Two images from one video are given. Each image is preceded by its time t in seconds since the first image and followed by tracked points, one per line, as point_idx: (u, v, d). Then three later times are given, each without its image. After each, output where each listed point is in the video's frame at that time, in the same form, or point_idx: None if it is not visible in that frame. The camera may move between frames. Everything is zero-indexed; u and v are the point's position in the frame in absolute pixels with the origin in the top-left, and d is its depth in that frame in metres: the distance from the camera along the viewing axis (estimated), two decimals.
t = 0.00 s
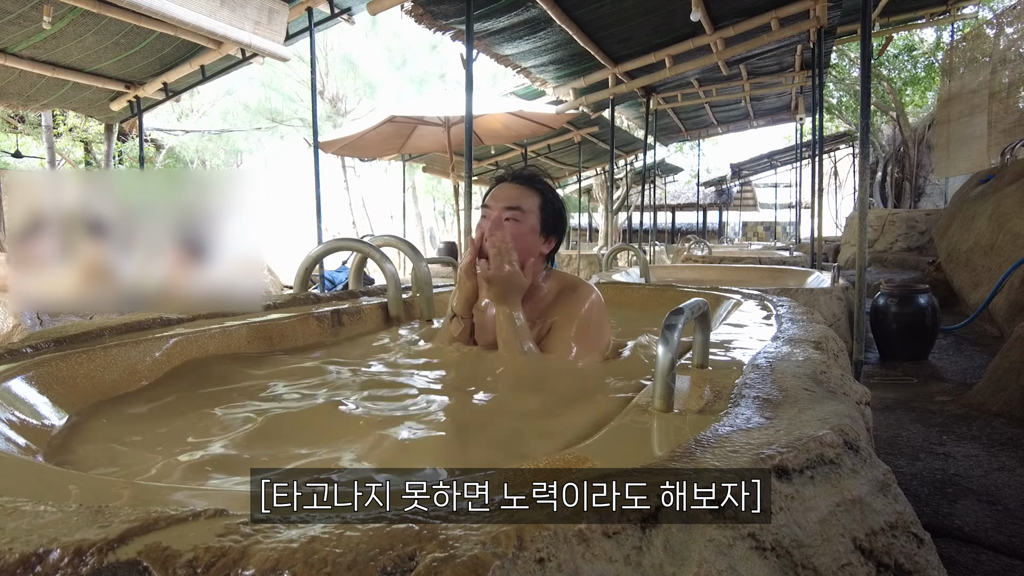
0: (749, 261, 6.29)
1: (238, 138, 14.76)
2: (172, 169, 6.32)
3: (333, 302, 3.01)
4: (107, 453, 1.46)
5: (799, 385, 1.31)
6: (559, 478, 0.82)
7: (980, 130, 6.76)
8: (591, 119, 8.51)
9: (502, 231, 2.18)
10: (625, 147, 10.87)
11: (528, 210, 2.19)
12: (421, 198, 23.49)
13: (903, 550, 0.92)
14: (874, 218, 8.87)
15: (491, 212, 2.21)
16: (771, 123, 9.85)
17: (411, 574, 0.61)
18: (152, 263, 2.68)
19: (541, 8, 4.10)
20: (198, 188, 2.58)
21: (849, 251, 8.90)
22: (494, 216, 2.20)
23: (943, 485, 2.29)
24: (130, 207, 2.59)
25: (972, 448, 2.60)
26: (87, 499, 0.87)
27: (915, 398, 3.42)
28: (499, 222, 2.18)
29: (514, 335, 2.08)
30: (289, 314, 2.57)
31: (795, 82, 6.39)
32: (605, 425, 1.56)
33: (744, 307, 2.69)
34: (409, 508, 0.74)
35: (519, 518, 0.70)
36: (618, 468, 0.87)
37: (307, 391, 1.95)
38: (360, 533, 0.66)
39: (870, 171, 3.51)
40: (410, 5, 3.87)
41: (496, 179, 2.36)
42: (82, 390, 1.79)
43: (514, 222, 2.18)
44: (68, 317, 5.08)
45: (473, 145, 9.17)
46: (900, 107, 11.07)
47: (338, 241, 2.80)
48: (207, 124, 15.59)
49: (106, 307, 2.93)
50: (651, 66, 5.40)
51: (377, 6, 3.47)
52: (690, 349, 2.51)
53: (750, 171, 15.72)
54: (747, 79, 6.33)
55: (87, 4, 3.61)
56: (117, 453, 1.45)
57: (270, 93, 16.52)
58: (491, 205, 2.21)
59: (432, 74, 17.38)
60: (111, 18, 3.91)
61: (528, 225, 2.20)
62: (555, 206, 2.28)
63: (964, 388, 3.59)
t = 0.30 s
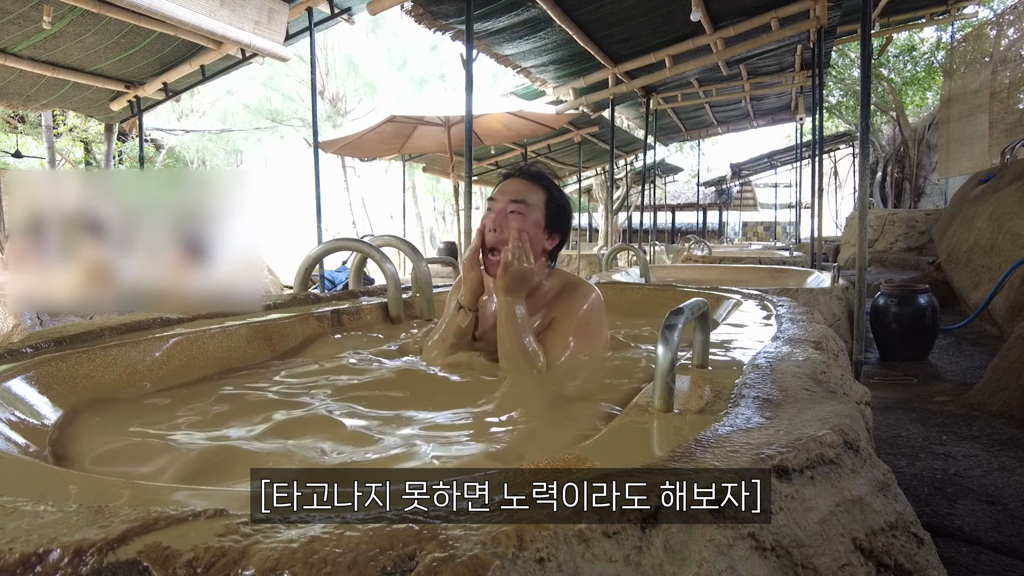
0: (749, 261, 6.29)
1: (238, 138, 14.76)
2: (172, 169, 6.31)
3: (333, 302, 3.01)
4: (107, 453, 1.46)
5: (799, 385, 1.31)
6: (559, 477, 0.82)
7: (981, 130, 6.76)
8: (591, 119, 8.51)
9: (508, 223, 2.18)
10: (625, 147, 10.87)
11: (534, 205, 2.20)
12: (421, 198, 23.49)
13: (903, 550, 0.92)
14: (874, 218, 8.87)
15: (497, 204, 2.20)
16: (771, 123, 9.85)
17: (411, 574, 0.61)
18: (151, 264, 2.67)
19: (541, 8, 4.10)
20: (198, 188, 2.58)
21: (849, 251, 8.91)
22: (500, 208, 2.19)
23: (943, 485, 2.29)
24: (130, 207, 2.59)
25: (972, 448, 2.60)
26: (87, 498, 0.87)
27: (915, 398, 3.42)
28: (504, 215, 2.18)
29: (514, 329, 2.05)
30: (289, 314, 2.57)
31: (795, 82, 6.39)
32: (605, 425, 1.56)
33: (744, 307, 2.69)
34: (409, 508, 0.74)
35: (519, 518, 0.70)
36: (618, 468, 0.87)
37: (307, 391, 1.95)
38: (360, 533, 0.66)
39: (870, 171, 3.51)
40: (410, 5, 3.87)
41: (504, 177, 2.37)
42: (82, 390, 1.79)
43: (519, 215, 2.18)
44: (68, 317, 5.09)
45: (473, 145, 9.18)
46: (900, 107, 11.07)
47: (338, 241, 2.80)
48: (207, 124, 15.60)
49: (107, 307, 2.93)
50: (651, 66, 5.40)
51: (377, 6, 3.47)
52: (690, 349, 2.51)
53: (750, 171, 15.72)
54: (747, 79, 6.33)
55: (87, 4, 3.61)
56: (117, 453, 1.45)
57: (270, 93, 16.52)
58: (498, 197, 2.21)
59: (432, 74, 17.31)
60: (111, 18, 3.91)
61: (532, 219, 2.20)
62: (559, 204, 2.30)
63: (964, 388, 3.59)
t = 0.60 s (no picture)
0: (749, 261, 6.29)
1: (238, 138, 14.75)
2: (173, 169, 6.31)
3: (333, 302, 3.01)
4: (105, 454, 1.45)
5: (800, 385, 1.31)
6: (559, 477, 0.82)
7: (982, 130, 6.76)
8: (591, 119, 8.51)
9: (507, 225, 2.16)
10: (625, 147, 10.87)
11: (534, 205, 2.18)
12: (421, 198, 23.48)
13: (903, 550, 0.92)
14: (874, 218, 8.87)
15: (496, 206, 2.18)
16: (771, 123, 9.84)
17: (410, 574, 0.61)
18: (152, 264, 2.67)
19: (541, 8, 4.10)
20: (199, 188, 2.57)
21: (849, 251, 8.91)
22: (499, 210, 2.17)
23: (943, 485, 2.29)
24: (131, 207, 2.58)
25: (972, 448, 2.60)
26: (86, 498, 0.87)
27: (915, 398, 3.42)
28: (503, 215, 2.16)
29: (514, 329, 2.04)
30: (289, 314, 2.57)
31: (795, 82, 6.39)
32: (605, 426, 1.56)
33: (744, 307, 2.69)
34: (408, 509, 0.74)
35: (519, 519, 0.69)
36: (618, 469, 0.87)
37: (307, 391, 1.96)
38: (360, 533, 0.66)
39: (870, 171, 3.50)
40: (410, 5, 3.87)
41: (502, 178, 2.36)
42: (80, 389, 1.78)
43: (519, 216, 2.17)
44: (68, 317, 5.09)
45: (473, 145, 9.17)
46: (900, 107, 11.07)
47: (338, 241, 2.80)
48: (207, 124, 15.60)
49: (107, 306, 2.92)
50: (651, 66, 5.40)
51: (377, 6, 3.46)
52: (690, 349, 2.51)
53: (750, 171, 15.72)
54: (747, 79, 6.32)
55: (87, 4, 3.60)
56: (117, 453, 1.45)
57: (270, 93, 16.51)
58: (496, 198, 2.19)
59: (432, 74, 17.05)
60: (111, 18, 3.91)
61: (532, 220, 2.19)
62: (559, 202, 2.29)
63: (964, 387, 3.59)
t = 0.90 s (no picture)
0: (749, 261, 6.29)
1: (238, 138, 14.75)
2: (172, 169, 6.31)
3: (333, 302, 3.01)
4: (105, 454, 1.45)
5: (800, 384, 1.31)
6: (559, 478, 0.82)
7: (982, 130, 6.75)
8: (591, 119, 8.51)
9: (514, 228, 2.19)
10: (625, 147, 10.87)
11: (538, 207, 2.21)
12: (421, 198, 23.47)
13: (903, 550, 0.92)
14: (874, 218, 8.87)
15: (501, 208, 2.21)
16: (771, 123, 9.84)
17: (410, 574, 0.61)
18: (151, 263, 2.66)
19: (541, 8, 4.10)
20: (198, 188, 2.57)
21: (849, 251, 8.91)
22: (505, 212, 2.20)
23: (943, 485, 2.29)
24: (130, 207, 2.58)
25: (973, 448, 2.60)
26: (86, 498, 0.87)
27: (915, 398, 3.42)
28: (508, 218, 2.19)
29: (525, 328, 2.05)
30: (289, 314, 2.56)
31: (795, 82, 6.39)
32: (605, 425, 1.56)
33: (744, 308, 2.69)
34: (408, 508, 0.74)
35: (519, 519, 0.70)
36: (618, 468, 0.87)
37: (307, 391, 1.95)
38: (360, 533, 0.66)
39: (870, 171, 3.50)
40: (410, 5, 3.87)
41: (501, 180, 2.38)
42: (80, 390, 1.78)
43: (525, 218, 2.19)
44: (68, 317, 5.09)
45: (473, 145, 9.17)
46: (900, 107, 11.07)
47: (338, 241, 2.80)
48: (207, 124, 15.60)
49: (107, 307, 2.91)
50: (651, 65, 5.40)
51: (377, 6, 3.46)
52: (690, 350, 2.51)
53: (750, 171, 15.72)
54: (747, 79, 6.32)
55: (87, 4, 3.60)
56: (117, 454, 1.45)
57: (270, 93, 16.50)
58: (501, 201, 2.22)
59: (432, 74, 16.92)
60: (111, 18, 3.91)
61: (538, 222, 2.21)
62: (562, 203, 2.31)
63: (964, 387, 3.59)
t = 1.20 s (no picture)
0: (749, 261, 6.29)
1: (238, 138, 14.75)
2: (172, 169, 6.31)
3: (332, 302, 3.01)
4: (104, 453, 1.45)
5: (799, 384, 1.31)
6: (558, 478, 0.82)
7: (983, 130, 6.74)
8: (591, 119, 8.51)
9: (513, 242, 2.19)
10: (625, 147, 10.86)
11: (534, 217, 2.19)
12: (421, 198, 23.46)
13: (903, 550, 0.92)
14: (874, 218, 8.87)
15: (496, 224, 2.20)
16: (771, 123, 9.84)
17: (410, 574, 0.61)
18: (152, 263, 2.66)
19: (541, 8, 4.10)
20: (199, 188, 2.59)
21: (849, 251, 8.91)
22: (502, 228, 2.19)
23: (943, 485, 2.29)
24: (132, 207, 2.59)
25: (972, 448, 2.60)
26: (87, 498, 0.87)
27: (915, 398, 3.42)
28: (506, 232, 2.18)
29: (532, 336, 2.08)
30: (289, 314, 2.56)
31: (795, 82, 6.39)
32: (606, 425, 1.56)
33: (744, 307, 2.69)
34: (410, 508, 0.74)
35: (519, 518, 0.69)
36: (618, 468, 0.87)
37: (308, 391, 1.95)
38: (360, 533, 0.66)
39: (870, 171, 3.50)
40: (410, 5, 3.87)
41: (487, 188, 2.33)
42: (80, 390, 1.78)
43: (522, 231, 2.18)
44: (68, 317, 5.10)
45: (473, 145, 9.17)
46: (900, 107, 11.08)
47: (338, 241, 2.79)
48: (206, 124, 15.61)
49: (107, 306, 2.91)
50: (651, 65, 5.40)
51: (377, 6, 3.46)
52: (690, 350, 2.51)
53: (750, 172, 15.72)
54: (747, 79, 6.32)
55: (87, 4, 3.61)
56: (117, 454, 1.45)
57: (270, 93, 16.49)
58: (496, 216, 2.20)
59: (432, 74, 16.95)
60: (111, 18, 3.92)
61: (536, 232, 2.20)
62: (556, 205, 2.29)
63: (964, 387, 3.59)
